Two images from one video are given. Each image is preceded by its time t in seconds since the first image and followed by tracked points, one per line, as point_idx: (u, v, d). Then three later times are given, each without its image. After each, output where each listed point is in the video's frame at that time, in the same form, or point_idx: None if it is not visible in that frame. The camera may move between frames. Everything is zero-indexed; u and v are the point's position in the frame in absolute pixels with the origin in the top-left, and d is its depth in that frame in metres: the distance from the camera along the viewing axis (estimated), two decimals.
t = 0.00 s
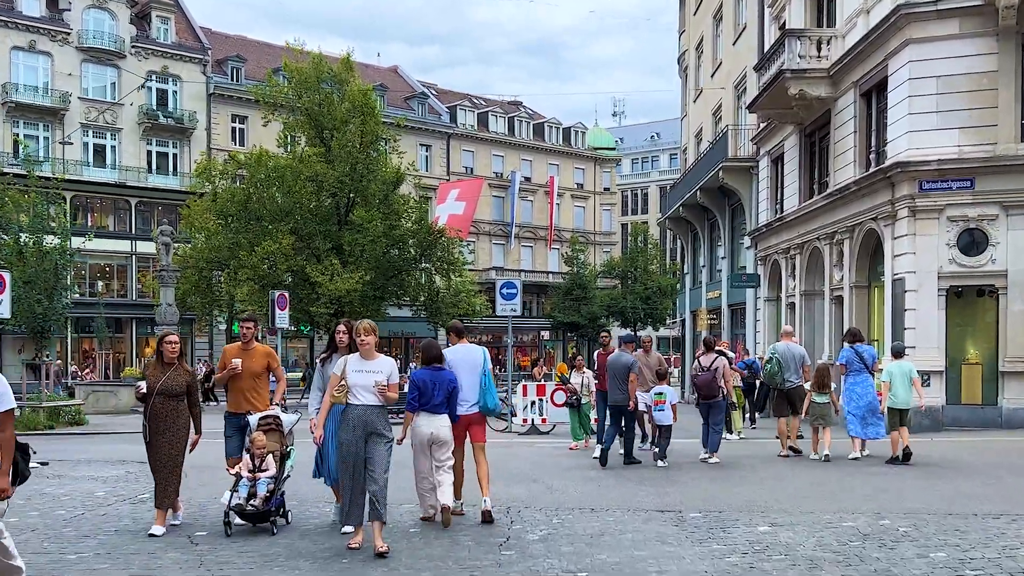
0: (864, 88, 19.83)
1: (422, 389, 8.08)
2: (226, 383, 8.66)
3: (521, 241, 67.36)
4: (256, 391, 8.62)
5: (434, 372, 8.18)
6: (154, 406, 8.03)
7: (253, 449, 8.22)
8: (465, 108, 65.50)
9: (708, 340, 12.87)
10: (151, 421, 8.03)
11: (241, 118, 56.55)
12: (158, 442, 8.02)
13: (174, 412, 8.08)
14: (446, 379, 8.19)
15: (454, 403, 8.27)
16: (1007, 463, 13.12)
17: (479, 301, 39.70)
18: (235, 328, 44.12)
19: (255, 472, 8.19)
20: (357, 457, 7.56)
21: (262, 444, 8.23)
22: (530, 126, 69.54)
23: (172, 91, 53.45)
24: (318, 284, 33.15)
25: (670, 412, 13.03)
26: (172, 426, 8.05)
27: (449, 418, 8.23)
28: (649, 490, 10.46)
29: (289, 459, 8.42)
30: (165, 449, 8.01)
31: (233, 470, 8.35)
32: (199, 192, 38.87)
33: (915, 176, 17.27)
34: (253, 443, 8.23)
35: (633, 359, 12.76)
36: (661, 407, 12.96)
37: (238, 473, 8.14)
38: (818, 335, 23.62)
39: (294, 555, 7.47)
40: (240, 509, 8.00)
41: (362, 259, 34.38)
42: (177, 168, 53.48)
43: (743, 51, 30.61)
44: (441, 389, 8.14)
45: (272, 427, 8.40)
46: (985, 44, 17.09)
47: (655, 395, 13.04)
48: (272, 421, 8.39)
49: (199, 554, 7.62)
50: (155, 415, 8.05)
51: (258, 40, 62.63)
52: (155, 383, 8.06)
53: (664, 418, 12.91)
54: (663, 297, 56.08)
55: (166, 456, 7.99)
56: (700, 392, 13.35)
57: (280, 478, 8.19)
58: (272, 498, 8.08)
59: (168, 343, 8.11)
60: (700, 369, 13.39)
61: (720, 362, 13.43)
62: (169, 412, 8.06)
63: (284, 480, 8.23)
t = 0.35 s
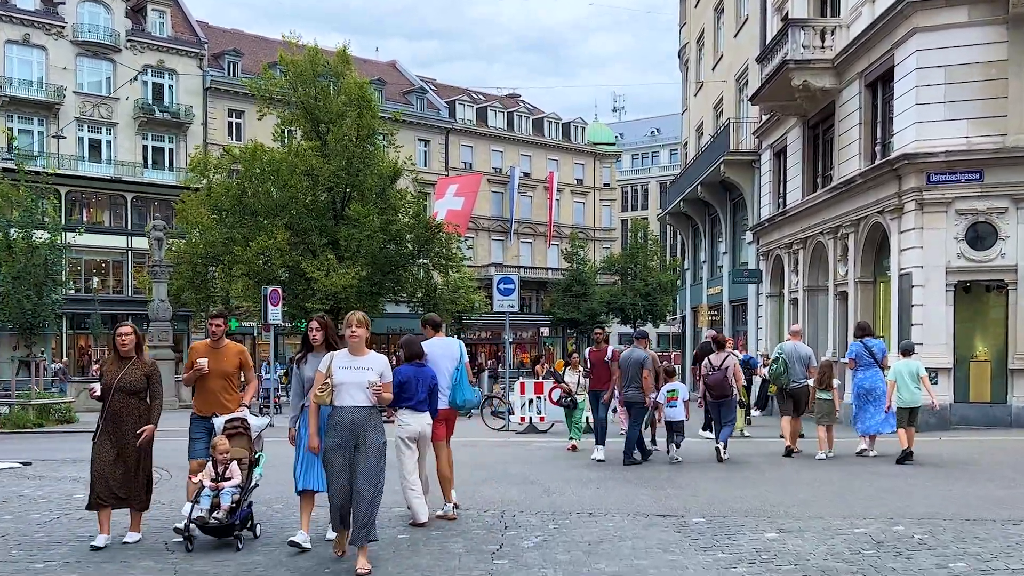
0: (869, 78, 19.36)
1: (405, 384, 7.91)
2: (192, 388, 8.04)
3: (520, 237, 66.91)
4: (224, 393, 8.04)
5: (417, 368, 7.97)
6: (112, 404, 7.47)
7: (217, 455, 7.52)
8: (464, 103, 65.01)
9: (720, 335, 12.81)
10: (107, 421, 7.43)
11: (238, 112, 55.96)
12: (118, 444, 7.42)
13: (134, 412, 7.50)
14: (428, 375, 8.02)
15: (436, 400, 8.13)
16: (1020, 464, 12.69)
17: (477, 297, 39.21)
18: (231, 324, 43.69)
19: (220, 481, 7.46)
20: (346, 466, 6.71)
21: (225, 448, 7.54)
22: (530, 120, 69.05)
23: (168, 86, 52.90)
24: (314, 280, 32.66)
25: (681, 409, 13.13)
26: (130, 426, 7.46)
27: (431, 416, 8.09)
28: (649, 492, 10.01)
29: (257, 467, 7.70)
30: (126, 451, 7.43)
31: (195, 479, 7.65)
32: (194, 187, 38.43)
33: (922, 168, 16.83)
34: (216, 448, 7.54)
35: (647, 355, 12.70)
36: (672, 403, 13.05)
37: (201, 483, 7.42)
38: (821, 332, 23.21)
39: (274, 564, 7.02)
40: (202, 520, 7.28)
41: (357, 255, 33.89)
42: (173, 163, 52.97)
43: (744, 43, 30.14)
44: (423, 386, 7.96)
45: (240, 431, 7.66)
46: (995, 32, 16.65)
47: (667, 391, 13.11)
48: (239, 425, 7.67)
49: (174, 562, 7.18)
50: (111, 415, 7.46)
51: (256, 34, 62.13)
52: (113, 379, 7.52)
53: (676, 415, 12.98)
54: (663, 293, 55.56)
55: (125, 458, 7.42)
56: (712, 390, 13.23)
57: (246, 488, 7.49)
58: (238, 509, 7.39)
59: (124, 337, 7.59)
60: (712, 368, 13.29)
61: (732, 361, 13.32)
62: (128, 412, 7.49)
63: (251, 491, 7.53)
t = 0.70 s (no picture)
0: (876, 66, 18.92)
1: (389, 380, 7.78)
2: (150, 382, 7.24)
3: (520, 231, 66.44)
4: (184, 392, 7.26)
5: (399, 363, 7.95)
6: (60, 403, 6.91)
7: (177, 459, 6.84)
8: (463, 96, 64.48)
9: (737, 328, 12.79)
10: (56, 419, 6.88)
11: (235, 105, 55.43)
12: (68, 445, 6.87)
13: (84, 411, 6.95)
14: (410, 371, 7.96)
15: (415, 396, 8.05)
16: None
17: (477, 291, 38.78)
18: (228, 319, 43.25)
19: (180, 491, 6.82)
20: (333, 474, 6.07)
21: (186, 454, 6.85)
22: (529, 114, 68.53)
23: (165, 78, 52.31)
24: (310, 273, 32.20)
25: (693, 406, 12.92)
26: (80, 426, 6.92)
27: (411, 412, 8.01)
28: (654, 492, 9.59)
29: (222, 473, 7.06)
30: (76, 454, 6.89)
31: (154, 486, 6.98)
32: (188, 179, 37.92)
33: (932, 158, 16.37)
34: (177, 453, 6.86)
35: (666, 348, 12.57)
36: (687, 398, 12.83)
37: (160, 493, 6.77)
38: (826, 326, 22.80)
39: (255, 571, 6.56)
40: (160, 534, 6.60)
41: (355, 248, 33.38)
42: (170, 156, 52.45)
43: (747, 32, 29.67)
44: (406, 381, 7.84)
45: (203, 433, 7.04)
46: (1007, 17, 16.28)
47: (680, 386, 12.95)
48: (201, 428, 7.04)
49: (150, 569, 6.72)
50: (61, 414, 6.90)
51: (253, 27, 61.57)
52: (63, 373, 6.95)
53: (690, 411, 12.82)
54: (663, 288, 55.25)
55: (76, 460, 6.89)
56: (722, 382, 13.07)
57: (210, 497, 6.84)
58: (201, 521, 6.68)
59: (73, 329, 6.98)
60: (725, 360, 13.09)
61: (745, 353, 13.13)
62: (79, 410, 6.94)
63: (215, 500, 6.89)
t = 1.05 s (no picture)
0: (882, 52, 18.48)
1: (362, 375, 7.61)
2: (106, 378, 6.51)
3: (519, 224, 66.05)
4: (142, 389, 6.45)
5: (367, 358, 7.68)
6: None
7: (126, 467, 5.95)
8: (461, 88, 63.99)
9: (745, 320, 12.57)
10: None
11: (230, 97, 54.83)
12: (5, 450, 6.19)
13: (22, 411, 6.24)
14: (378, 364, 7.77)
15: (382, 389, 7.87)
16: None
17: (475, 284, 38.39)
18: (224, 313, 42.87)
19: (131, 501, 5.96)
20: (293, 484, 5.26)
21: (134, 459, 5.96)
22: (528, 106, 68.06)
23: (160, 70, 51.78)
24: (306, 266, 31.78)
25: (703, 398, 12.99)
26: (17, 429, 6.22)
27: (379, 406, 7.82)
28: (656, 491, 9.18)
29: (180, 481, 6.23)
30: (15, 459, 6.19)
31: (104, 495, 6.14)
32: (182, 172, 37.46)
33: (940, 146, 15.95)
34: (124, 461, 5.98)
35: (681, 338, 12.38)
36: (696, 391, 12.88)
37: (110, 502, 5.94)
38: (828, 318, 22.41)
39: None
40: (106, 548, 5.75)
41: (351, 241, 32.94)
42: (165, 149, 51.98)
43: (748, 21, 29.26)
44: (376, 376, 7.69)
45: (161, 437, 6.27)
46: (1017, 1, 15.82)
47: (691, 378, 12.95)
48: (157, 430, 6.26)
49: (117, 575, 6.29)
50: None
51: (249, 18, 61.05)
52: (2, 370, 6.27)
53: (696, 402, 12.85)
54: (663, 281, 55.11)
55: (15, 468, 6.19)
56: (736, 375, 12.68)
57: (166, 506, 6.01)
58: (153, 534, 5.87)
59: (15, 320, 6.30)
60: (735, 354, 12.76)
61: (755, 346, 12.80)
62: (17, 412, 6.24)
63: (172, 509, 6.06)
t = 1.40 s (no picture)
0: (887, 38, 18.02)
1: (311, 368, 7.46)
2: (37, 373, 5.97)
3: (517, 217, 65.59)
4: (84, 390, 5.94)
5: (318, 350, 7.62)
6: None
7: (60, 478, 5.35)
8: (459, 80, 63.45)
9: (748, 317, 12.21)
10: None
11: (226, 88, 54.14)
12: None
13: None
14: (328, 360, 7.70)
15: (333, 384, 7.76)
16: None
17: (473, 277, 37.95)
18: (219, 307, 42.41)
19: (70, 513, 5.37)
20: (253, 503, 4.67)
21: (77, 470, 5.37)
22: (526, 98, 67.50)
23: (155, 61, 51.19)
24: (301, 259, 31.31)
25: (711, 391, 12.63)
26: None
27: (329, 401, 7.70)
28: (656, 491, 8.76)
29: (125, 493, 5.65)
30: None
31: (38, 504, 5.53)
32: (176, 163, 36.95)
33: (947, 133, 15.51)
34: (64, 472, 5.36)
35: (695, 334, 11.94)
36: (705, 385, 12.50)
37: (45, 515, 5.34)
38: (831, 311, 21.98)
39: None
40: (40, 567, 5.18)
41: (346, 233, 32.44)
42: (160, 141, 51.45)
43: (749, 10, 28.80)
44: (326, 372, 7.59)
45: (105, 443, 5.75)
46: None
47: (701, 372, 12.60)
48: (103, 435, 5.75)
49: None
50: None
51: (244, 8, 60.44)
52: None
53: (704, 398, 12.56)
54: (663, 275, 54.17)
55: None
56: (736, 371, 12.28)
57: (109, 522, 5.40)
58: (95, 554, 5.32)
59: None
60: (739, 350, 12.28)
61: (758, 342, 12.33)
62: None
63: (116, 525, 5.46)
